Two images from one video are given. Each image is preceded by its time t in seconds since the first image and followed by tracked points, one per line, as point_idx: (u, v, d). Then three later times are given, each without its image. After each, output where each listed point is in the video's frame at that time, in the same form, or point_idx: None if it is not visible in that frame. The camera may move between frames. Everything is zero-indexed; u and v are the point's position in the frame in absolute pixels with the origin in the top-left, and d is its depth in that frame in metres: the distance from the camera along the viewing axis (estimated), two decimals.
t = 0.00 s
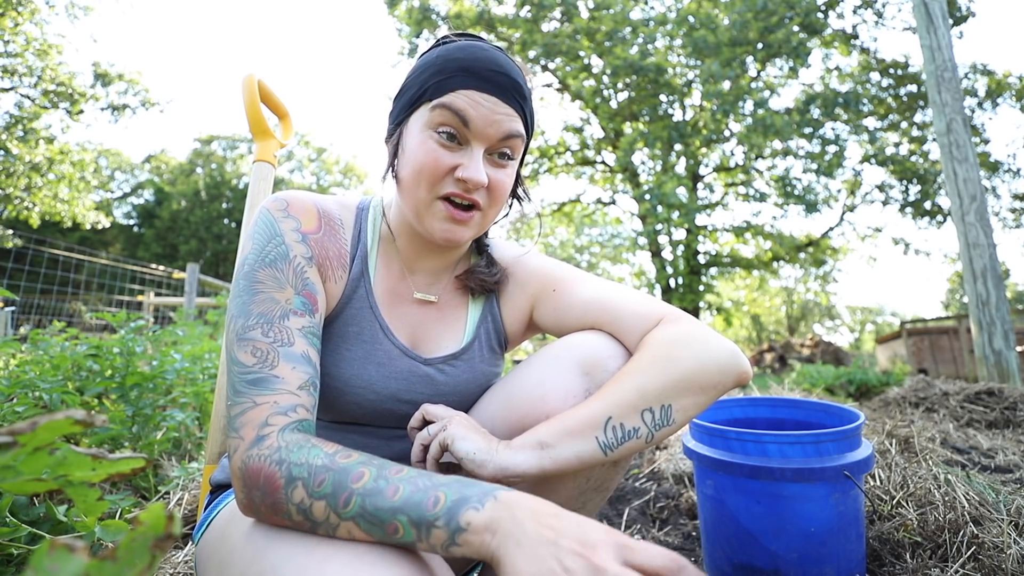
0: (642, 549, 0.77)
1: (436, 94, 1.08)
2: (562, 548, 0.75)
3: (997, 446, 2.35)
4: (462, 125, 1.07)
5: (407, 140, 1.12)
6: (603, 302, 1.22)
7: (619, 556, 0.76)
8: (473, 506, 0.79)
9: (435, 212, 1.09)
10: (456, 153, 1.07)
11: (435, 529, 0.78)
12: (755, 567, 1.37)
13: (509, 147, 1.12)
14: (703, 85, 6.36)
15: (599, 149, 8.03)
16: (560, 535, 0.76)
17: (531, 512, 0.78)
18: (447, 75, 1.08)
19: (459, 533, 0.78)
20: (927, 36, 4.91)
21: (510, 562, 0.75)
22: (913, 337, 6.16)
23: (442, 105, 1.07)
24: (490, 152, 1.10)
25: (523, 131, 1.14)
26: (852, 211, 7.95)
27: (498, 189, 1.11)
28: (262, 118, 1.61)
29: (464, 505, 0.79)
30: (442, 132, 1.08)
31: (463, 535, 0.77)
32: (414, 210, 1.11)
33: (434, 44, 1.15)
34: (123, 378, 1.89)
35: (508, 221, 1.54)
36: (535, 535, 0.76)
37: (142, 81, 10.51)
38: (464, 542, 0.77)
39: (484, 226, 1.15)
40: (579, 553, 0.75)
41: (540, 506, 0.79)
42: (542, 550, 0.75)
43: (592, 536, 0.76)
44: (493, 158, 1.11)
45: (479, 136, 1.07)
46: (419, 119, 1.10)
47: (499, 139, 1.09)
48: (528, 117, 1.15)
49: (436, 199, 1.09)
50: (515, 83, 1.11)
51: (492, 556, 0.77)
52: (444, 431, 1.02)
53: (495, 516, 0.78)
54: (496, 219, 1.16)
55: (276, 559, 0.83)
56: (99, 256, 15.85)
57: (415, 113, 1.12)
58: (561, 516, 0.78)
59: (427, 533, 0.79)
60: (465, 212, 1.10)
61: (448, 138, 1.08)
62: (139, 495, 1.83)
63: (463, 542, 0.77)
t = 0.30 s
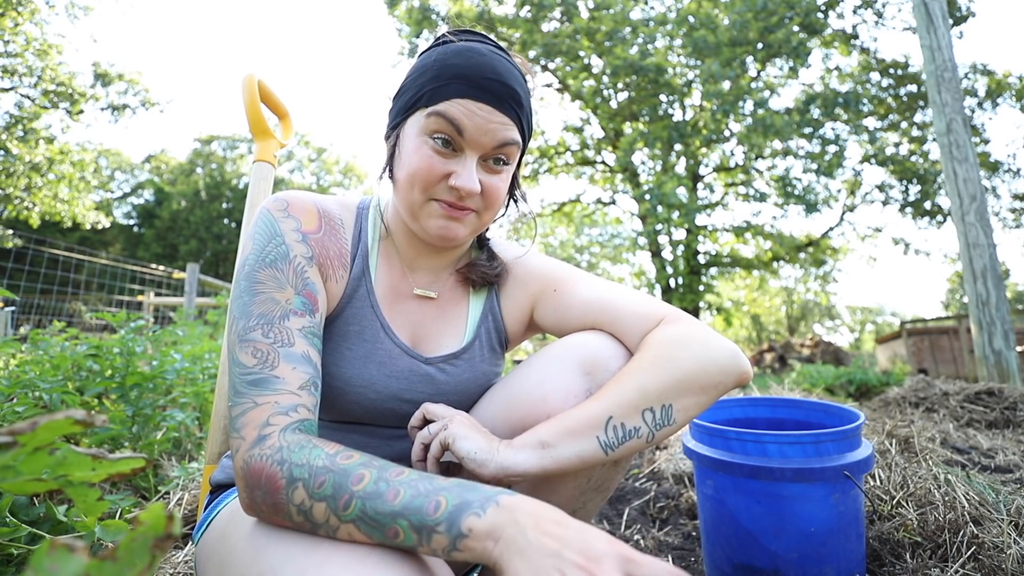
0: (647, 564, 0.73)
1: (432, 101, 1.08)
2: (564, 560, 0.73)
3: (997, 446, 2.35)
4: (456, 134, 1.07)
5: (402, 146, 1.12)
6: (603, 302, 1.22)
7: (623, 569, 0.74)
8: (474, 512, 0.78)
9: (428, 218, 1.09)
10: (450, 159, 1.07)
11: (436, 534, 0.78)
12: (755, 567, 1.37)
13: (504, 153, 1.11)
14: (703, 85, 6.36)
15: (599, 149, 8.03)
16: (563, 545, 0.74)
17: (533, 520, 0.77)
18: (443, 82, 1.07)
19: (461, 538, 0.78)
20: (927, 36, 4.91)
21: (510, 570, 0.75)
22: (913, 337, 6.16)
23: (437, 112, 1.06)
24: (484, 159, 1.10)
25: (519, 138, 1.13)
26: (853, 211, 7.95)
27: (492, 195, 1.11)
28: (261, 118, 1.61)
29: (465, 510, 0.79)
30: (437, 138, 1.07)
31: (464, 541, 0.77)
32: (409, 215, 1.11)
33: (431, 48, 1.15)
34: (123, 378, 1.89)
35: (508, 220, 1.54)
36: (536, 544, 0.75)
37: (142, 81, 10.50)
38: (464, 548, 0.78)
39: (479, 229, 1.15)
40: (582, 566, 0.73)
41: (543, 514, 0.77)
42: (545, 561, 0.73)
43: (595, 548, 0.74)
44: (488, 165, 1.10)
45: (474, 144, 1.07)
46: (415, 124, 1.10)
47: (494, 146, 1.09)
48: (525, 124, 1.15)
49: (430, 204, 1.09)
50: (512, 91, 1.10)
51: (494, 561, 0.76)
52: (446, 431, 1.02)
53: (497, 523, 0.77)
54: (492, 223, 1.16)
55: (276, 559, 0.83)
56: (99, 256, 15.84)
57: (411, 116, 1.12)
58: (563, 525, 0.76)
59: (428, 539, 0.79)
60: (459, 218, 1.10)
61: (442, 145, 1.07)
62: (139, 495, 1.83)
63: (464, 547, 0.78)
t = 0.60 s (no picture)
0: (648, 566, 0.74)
1: (433, 97, 1.08)
2: (564, 563, 0.73)
3: (997, 446, 2.35)
4: (459, 129, 1.07)
5: (404, 143, 1.12)
6: (604, 302, 1.22)
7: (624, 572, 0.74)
8: (475, 513, 0.78)
9: (432, 214, 1.09)
10: (453, 155, 1.07)
11: (436, 536, 0.78)
12: (755, 567, 1.37)
13: (506, 150, 1.11)
14: (703, 85, 6.36)
15: (599, 149, 8.02)
16: (564, 548, 0.74)
17: (534, 521, 0.77)
18: (445, 78, 1.07)
19: (461, 540, 0.77)
20: (927, 36, 4.91)
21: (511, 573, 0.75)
22: (913, 337, 6.16)
23: (439, 108, 1.06)
24: (487, 155, 1.10)
25: (521, 134, 1.13)
26: (853, 211, 7.95)
27: (495, 191, 1.11)
28: (262, 118, 1.61)
29: (466, 512, 0.79)
30: (439, 134, 1.07)
31: (464, 543, 0.77)
32: (412, 212, 1.11)
33: (431, 46, 1.15)
34: (123, 378, 1.89)
35: (508, 220, 1.54)
36: (537, 546, 0.74)
37: (142, 81, 10.50)
38: (465, 549, 0.78)
39: (481, 227, 1.15)
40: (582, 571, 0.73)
41: (544, 516, 0.77)
42: (547, 565, 0.73)
43: (596, 551, 0.75)
44: (490, 161, 1.11)
45: (476, 139, 1.08)
46: (417, 121, 1.10)
47: (496, 141, 1.09)
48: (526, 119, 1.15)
49: (433, 201, 1.09)
50: (513, 86, 1.10)
51: (493, 564, 0.76)
52: (446, 430, 1.01)
53: (497, 524, 0.77)
54: (494, 220, 1.16)
55: (277, 560, 0.83)
56: (99, 256, 15.84)
57: (414, 114, 1.12)
58: (564, 528, 0.76)
59: (428, 540, 0.79)
60: (463, 213, 1.10)
61: (444, 141, 1.08)
62: (139, 495, 1.83)
63: (464, 549, 0.77)
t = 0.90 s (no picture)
0: (639, 524, 0.75)
1: (431, 88, 1.08)
2: (559, 526, 0.73)
3: (997, 446, 2.35)
4: (456, 117, 1.07)
5: (403, 136, 1.12)
6: (604, 301, 1.22)
7: (617, 532, 0.74)
8: (473, 489, 0.79)
9: (432, 206, 1.08)
10: (451, 145, 1.07)
11: (436, 514, 0.79)
12: (755, 567, 1.37)
13: (504, 139, 1.11)
14: (703, 85, 6.36)
15: (599, 149, 8.03)
16: (558, 512, 0.75)
17: (529, 492, 0.78)
18: (441, 69, 1.08)
19: (460, 516, 0.78)
20: (927, 36, 4.91)
21: (509, 542, 0.75)
22: (913, 337, 6.17)
23: (436, 98, 1.07)
24: (485, 144, 1.10)
25: (519, 123, 1.13)
26: (852, 211, 7.95)
27: (495, 181, 1.10)
28: (262, 118, 1.61)
29: (464, 488, 0.80)
30: (436, 125, 1.08)
31: (463, 518, 0.78)
32: (412, 206, 1.10)
33: (427, 43, 1.16)
34: (123, 378, 1.89)
35: (508, 220, 1.54)
36: (533, 514, 0.75)
37: (142, 81, 10.50)
38: (464, 526, 0.78)
39: (483, 220, 1.14)
40: (577, 531, 0.73)
41: (538, 486, 0.78)
42: (542, 528, 0.74)
43: (589, 513, 0.75)
44: (489, 151, 1.10)
45: (474, 127, 1.08)
46: (415, 114, 1.10)
47: (494, 129, 1.09)
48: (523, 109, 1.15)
49: (433, 192, 1.08)
50: (510, 75, 1.11)
51: (493, 537, 0.77)
52: (446, 428, 1.01)
53: (495, 498, 0.78)
54: (495, 213, 1.15)
55: (277, 559, 0.83)
56: (99, 256, 15.84)
57: (411, 109, 1.12)
58: (559, 494, 0.77)
59: (428, 520, 0.79)
60: (463, 205, 1.10)
61: (443, 131, 1.08)
62: (139, 495, 1.83)
63: (464, 525, 0.78)
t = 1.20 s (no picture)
0: (634, 493, 0.74)
1: (426, 82, 1.09)
2: (554, 500, 0.73)
3: (997, 446, 2.35)
4: (451, 110, 1.07)
5: (398, 131, 1.12)
6: (603, 301, 1.22)
7: (612, 503, 0.73)
8: (468, 470, 0.80)
9: (426, 199, 1.08)
10: (445, 138, 1.07)
11: (433, 497, 0.79)
12: (755, 567, 1.37)
13: (499, 134, 1.11)
14: (703, 85, 6.35)
15: (599, 149, 8.03)
16: (553, 487, 0.74)
17: (524, 471, 0.77)
18: (436, 63, 1.09)
19: (456, 497, 0.78)
20: (927, 36, 4.91)
21: (505, 519, 0.74)
22: (913, 337, 6.16)
23: (430, 91, 1.07)
24: (479, 138, 1.10)
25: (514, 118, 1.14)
26: (852, 211, 7.95)
27: (490, 175, 1.10)
28: (261, 118, 1.61)
29: (459, 470, 0.80)
30: (430, 118, 1.08)
31: (460, 500, 0.78)
32: (406, 199, 1.10)
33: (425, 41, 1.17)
34: (123, 378, 1.89)
35: (508, 221, 1.54)
36: (528, 489, 0.75)
37: (142, 81, 10.51)
38: (461, 507, 0.78)
39: (478, 215, 1.13)
40: (571, 504, 0.72)
41: (533, 465, 0.78)
42: (536, 503, 0.73)
43: (583, 486, 0.74)
44: (484, 145, 1.10)
45: (468, 120, 1.08)
46: (410, 108, 1.11)
47: (488, 123, 1.09)
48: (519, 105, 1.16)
49: (426, 185, 1.08)
50: (505, 69, 1.11)
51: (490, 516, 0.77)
52: (444, 430, 1.01)
53: (489, 478, 0.78)
54: (491, 209, 1.14)
55: (275, 560, 0.83)
56: (99, 256, 15.84)
57: (406, 105, 1.13)
58: (552, 472, 0.76)
59: (426, 503, 0.79)
60: (457, 198, 1.09)
61: (437, 124, 1.08)
62: (139, 495, 1.83)
63: (460, 507, 0.78)
